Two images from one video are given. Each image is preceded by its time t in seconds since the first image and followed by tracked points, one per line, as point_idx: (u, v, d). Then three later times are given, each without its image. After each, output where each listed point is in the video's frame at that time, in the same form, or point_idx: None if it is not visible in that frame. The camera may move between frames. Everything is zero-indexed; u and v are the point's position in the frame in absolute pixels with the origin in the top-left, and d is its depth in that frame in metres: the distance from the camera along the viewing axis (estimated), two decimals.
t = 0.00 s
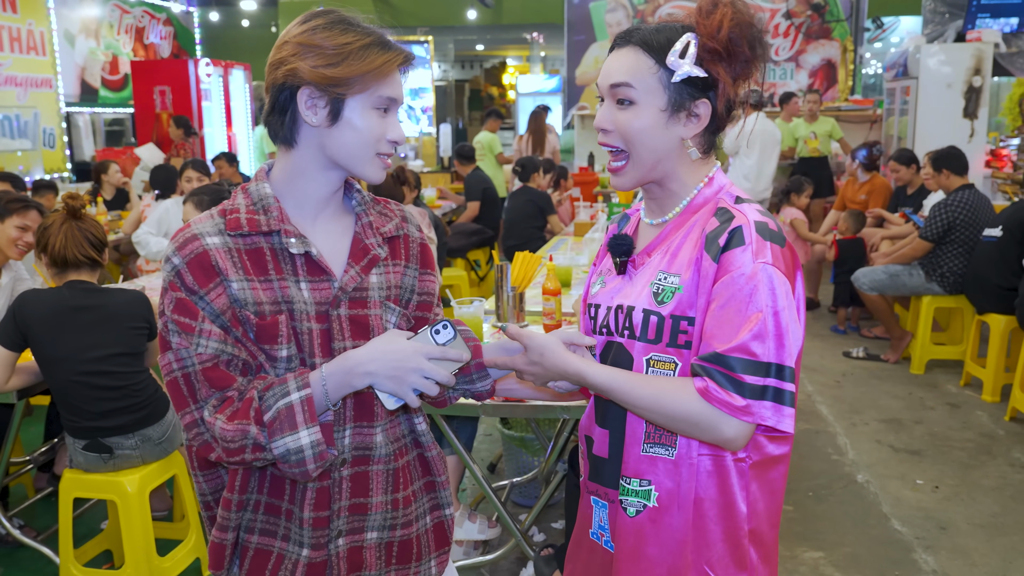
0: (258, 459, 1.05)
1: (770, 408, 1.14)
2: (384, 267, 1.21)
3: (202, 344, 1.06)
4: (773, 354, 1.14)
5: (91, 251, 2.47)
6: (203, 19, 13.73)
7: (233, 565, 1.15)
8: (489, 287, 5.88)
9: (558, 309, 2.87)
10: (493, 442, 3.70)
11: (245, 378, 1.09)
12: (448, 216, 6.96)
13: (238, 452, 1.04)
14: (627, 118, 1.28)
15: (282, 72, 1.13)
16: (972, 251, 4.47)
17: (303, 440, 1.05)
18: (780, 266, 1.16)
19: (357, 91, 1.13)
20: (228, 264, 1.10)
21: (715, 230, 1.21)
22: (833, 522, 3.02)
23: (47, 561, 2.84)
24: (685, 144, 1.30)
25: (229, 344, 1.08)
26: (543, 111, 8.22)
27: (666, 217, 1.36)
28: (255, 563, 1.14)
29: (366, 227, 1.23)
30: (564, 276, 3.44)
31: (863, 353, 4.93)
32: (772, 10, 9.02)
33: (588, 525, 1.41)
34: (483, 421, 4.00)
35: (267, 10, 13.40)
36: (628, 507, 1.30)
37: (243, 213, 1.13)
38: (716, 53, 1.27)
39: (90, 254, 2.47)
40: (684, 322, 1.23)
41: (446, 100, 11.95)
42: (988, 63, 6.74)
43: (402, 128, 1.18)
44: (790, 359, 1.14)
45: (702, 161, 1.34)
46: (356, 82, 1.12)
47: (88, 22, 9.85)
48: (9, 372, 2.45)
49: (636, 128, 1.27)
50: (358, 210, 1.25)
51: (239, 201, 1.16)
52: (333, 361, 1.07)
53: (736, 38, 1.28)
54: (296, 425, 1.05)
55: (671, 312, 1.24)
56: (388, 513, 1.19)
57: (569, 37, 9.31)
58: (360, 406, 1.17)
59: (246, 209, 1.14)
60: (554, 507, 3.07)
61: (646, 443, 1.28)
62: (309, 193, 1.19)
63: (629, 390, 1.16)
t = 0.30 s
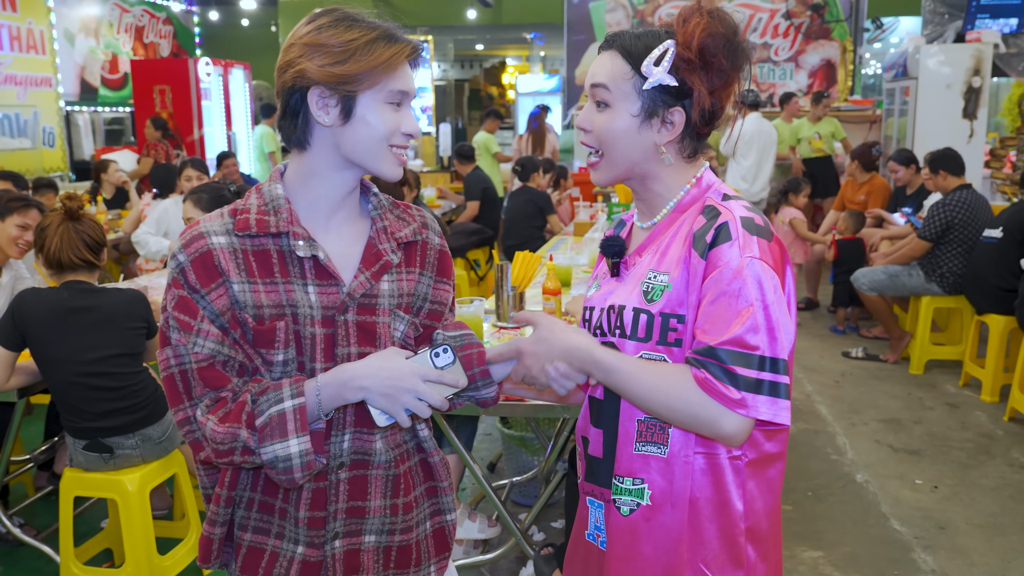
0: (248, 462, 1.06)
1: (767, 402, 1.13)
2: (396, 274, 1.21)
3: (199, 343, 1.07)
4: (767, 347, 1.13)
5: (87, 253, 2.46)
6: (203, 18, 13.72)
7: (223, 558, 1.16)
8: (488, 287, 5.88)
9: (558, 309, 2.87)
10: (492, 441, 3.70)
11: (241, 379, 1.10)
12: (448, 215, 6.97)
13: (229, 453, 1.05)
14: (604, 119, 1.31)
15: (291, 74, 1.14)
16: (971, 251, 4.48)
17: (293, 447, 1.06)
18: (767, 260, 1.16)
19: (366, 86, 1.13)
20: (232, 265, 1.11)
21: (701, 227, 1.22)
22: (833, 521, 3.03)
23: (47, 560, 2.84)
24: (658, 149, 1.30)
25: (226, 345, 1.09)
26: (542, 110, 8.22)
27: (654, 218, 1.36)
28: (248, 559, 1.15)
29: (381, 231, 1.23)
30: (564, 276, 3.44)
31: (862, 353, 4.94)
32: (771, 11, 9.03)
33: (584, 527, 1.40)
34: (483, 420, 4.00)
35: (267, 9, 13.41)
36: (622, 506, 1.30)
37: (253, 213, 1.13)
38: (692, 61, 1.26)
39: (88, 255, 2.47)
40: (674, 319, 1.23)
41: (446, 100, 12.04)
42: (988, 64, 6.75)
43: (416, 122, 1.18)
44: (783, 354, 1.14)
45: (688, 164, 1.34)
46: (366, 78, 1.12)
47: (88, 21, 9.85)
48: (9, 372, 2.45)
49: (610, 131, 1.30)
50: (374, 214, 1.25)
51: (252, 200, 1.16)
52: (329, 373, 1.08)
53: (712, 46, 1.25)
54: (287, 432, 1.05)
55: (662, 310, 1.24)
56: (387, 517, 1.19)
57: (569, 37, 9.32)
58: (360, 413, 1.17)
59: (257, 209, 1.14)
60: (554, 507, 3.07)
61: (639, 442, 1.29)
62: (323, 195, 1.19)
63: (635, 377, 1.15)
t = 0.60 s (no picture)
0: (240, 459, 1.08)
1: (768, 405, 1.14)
2: (404, 292, 1.19)
3: (197, 347, 1.09)
4: (766, 348, 1.14)
5: (82, 254, 2.45)
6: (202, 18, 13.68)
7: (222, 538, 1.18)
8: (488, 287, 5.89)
9: (559, 308, 2.88)
10: (492, 441, 3.70)
11: (241, 379, 1.12)
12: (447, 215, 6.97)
13: (219, 449, 1.08)
14: (620, 115, 1.31)
15: (270, 84, 1.16)
16: (970, 250, 4.48)
17: (275, 449, 1.06)
18: (774, 261, 1.17)
19: (334, 71, 1.12)
20: (232, 271, 1.12)
21: (709, 227, 1.23)
22: (832, 520, 3.04)
23: (48, 558, 2.84)
24: (676, 145, 1.32)
25: (225, 349, 1.11)
26: (542, 110, 8.22)
27: (660, 220, 1.38)
28: (242, 544, 1.18)
29: (393, 248, 1.20)
30: (565, 276, 3.45)
31: (861, 353, 4.95)
32: (771, 11, 9.03)
33: (600, 532, 1.40)
34: (483, 420, 4.01)
35: (267, 9, 13.40)
36: (640, 511, 1.31)
37: (258, 223, 1.14)
38: (711, 58, 1.29)
39: (85, 256, 2.46)
40: (682, 322, 1.24)
41: (446, 100, 12.01)
42: (987, 64, 6.76)
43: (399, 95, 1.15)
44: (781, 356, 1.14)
45: (698, 162, 1.36)
46: (329, 59, 1.11)
47: (87, 21, 9.84)
48: (9, 371, 2.46)
49: (624, 125, 1.31)
50: (389, 227, 1.23)
51: (260, 210, 1.17)
52: (311, 380, 1.07)
53: (733, 42, 1.29)
54: (271, 433, 1.06)
55: (670, 313, 1.25)
56: (379, 526, 1.17)
57: (569, 37, 9.32)
58: (356, 424, 1.16)
59: (264, 219, 1.15)
60: (554, 506, 3.08)
61: (654, 447, 1.29)
62: (326, 200, 1.17)
63: (634, 354, 1.16)
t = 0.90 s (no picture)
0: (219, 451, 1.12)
1: (785, 412, 1.13)
2: (394, 302, 1.19)
3: (184, 339, 1.13)
4: (791, 356, 1.14)
5: (84, 256, 2.44)
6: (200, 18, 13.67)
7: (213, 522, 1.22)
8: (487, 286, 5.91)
9: (557, 307, 2.87)
10: (491, 441, 3.71)
11: (226, 375, 1.15)
12: (446, 215, 6.98)
13: (201, 440, 1.12)
14: (641, 114, 1.30)
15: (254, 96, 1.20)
16: (968, 249, 4.48)
17: (247, 449, 1.08)
18: (794, 265, 1.18)
19: (299, 81, 1.14)
20: (222, 270, 1.15)
21: (725, 234, 1.25)
22: (830, 519, 3.05)
23: (48, 558, 2.85)
24: (695, 151, 1.33)
25: (210, 344, 1.14)
26: (540, 111, 8.23)
27: (672, 230, 1.41)
28: (231, 532, 1.20)
29: (384, 259, 1.20)
30: (563, 276, 3.45)
31: (859, 352, 4.96)
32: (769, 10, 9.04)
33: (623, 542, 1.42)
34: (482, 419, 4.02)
35: (264, 9, 13.39)
36: (663, 521, 1.32)
37: (251, 224, 1.17)
38: (740, 64, 1.34)
39: (85, 257, 2.45)
40: (700, 331, 1.26)
41: (443, 100, 12.04)
42: (985, 64, 6.77)
43: (361, 103, 1.13)
44: (805, 365, 1.14)
45: (711, 168, 1.38)
46: (291, 70, 1.13)
47: (85, 21, 9.84)
48: (11, 371, 2.46)
49: (649, 124, 1.30)
50: (383, 237, 1.23)
51: (252, 211, 1.20)
52: (287, 386, 1.08)
53: (760, 54, 1.35)
54: (245, 434, 1.08)
55: (687, 323, 1.27)
56: (361, 532, 1.18)
57: (566, 37, 9.32)
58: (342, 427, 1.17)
59: (256, 221, 1.18)
60: (554, 505, 3.08)
61: (675, 456, 1.31)
62: (309, 206, 1.19)
63: (659, 372, 1.15)
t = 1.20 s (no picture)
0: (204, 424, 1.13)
1: (785, 418, 1.15)
2: (389, 287, 1.20)
3: (182, 308, 1.13)
4: (790, 362, 1.15)
5: (86, 255, 2.44)
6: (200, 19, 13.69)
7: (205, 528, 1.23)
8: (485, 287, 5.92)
9: (554, 307, 2.88)
10: (489, 440, 3.72)
11: (221, 349, 1.15)
12: (445, 215, 6.98)
13: (189, 412, 1.13)
14: (645, 150, 1.29)
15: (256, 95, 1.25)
16: (964, 249, 4.48)
17: (229, 416, 1.08)
18: (785, 273, 1.19)
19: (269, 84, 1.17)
20: (223, 242, 1.16)
21: (715, 251, 1.27)
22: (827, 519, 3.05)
23: (47, 558, 2.85)
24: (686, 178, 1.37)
25: (208, 314, 1.14)
26: (538, 111, 8.25)
27: (657, 260, 1.41)
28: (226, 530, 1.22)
29: (382, 243, 1.21)
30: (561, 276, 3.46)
31: (856, 353, 4.97)
32: (767, 11, 9.00)
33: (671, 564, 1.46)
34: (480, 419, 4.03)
35: (263, 9, 13.39)
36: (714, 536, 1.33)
37: (255, 204, 1.19)
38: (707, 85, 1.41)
39: (89, 258, 2.45)
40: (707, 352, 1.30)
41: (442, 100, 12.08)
42: (982, 65, 6.79)
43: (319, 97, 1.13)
44: (801, 369, 1.15)
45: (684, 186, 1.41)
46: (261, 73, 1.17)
47: (84, 21, 9.84)
48: (10, 371, 2.46)
49: (654, 159, 1.29)
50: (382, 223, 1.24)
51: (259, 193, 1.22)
52: (271, 349, 1.07)
53: (716, 71, 1.42)
54: (228, 401, 1.08)
55: (695, 347, 1.31)
56: (350, 532, 1.19)
57: (565, 37, 9.31)
58: (330, 417, 1.18)
59: (259, 202, 1.20)
60: (553, 505, 3.09)
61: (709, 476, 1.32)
62: (303, 191, 1.21)
63: (663, 384, 1.18)
